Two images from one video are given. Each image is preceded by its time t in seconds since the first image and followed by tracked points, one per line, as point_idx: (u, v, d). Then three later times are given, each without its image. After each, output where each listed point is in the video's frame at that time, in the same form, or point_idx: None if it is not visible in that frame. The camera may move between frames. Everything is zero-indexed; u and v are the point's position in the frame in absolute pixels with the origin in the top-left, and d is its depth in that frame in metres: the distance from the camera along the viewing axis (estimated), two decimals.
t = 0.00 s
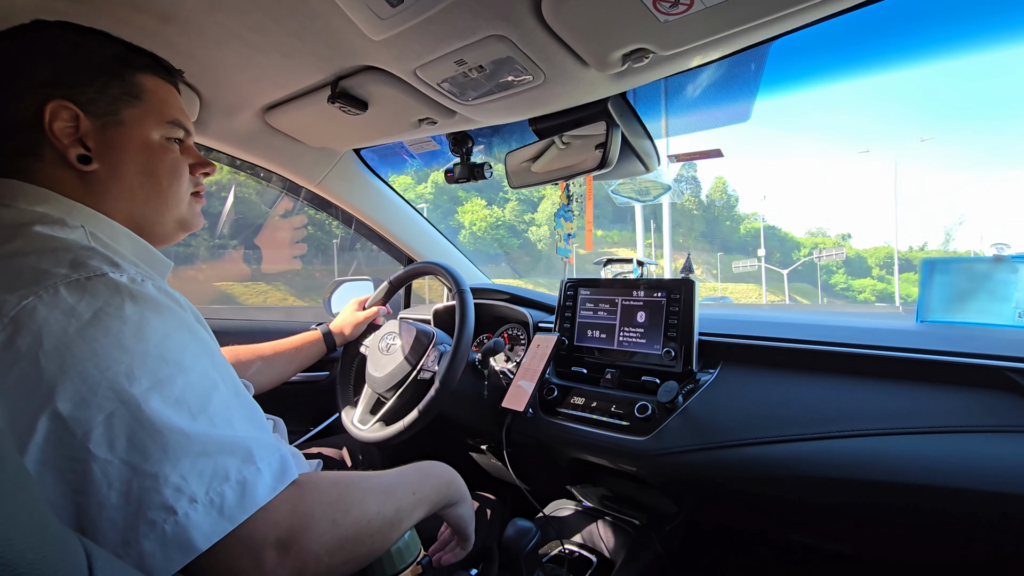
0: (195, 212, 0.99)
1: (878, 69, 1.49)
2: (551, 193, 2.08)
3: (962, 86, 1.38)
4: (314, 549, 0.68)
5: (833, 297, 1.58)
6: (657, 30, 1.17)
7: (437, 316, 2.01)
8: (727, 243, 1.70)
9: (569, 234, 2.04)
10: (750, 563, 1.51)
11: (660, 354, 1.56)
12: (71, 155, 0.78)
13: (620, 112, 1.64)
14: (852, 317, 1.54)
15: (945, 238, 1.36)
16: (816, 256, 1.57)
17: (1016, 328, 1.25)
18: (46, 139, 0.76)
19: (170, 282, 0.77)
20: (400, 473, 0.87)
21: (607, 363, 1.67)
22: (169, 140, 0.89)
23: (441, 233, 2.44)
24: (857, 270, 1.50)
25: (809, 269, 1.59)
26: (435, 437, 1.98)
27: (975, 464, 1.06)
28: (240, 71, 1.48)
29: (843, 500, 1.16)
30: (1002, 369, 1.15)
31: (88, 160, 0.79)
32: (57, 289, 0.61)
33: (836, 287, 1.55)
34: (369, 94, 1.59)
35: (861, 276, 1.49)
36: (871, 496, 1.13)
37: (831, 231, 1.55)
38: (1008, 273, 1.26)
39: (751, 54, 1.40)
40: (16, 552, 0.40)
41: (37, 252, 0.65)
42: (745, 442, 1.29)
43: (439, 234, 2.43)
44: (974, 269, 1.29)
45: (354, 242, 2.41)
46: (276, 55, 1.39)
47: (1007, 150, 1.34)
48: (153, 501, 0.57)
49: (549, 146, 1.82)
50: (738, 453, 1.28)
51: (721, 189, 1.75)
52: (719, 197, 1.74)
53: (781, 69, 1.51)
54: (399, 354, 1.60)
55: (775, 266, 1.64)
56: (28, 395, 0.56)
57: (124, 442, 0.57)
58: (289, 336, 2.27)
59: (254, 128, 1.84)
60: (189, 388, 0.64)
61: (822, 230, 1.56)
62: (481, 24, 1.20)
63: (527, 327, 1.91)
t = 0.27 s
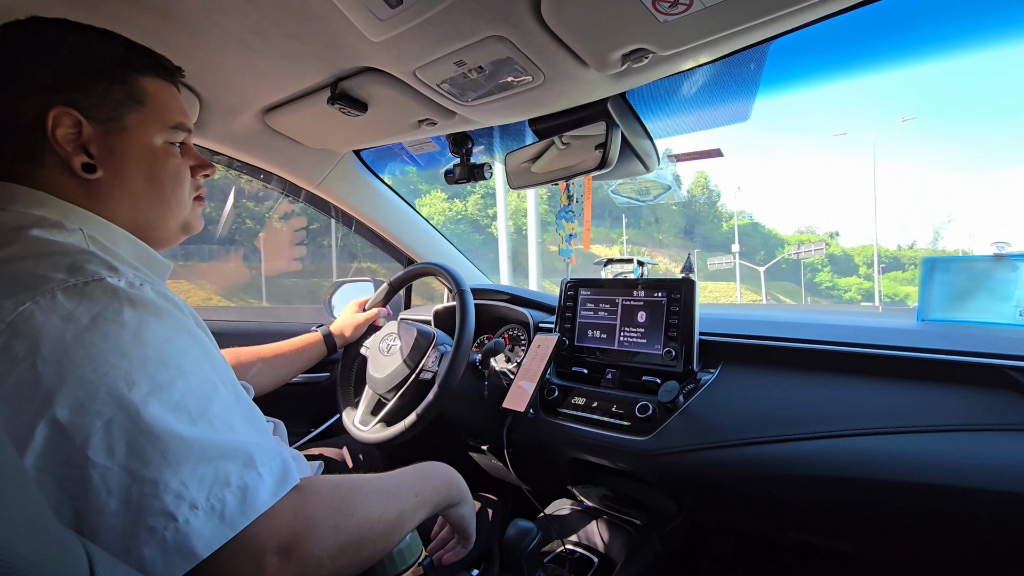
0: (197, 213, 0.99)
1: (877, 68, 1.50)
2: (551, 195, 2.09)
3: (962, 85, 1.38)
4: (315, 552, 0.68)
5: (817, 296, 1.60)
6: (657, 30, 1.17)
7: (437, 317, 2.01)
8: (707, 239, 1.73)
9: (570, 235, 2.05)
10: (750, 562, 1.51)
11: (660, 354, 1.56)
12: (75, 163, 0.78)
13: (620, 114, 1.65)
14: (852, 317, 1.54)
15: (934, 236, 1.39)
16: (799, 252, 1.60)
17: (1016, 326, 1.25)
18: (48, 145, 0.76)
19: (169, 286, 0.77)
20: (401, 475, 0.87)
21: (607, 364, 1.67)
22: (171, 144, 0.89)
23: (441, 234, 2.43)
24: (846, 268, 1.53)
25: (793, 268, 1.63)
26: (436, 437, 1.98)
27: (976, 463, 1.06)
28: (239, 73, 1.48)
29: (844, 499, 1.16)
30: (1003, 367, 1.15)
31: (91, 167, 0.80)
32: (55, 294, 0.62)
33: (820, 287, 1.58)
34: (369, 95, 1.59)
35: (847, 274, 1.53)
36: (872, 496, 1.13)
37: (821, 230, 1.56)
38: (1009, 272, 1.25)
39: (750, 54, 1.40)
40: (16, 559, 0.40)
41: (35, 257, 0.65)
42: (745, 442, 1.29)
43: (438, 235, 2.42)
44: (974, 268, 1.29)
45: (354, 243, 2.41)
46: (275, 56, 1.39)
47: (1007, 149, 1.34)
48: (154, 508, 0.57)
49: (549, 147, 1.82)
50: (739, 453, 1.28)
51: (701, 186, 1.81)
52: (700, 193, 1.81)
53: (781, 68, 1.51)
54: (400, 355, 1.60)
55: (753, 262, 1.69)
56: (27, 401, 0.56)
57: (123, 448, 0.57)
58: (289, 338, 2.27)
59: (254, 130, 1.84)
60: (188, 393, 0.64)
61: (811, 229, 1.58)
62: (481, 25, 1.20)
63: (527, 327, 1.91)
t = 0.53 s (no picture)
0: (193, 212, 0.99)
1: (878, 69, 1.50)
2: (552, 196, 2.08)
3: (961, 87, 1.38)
4: (314, 554, 0.68)
5: (801, 295, 1.62)
6: (656, 31, 1.17)
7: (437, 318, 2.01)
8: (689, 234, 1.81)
9: (568, 236, 2.01)
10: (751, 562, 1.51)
11: (660, 355, 1.56)
12: (65, 164, 0.79)
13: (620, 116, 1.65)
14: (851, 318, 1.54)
15: (923, 234, 1.39)
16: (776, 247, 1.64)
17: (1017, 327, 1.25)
18: (36, 147, 0.77)
19: (169, 288, 0.77)
20: (400, 476, 0.87)
21: (607, 365, 1.67)
22: (162, 142, 0.89)
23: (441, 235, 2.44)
24: (833, 266, 1.53)
25: (775, 265, 1.64)
26: (436, 439, 1.98)
27: (976, 464, 1.05)
28: (239, 76, 1.48)
29: (845, 501, 1.16)
30: (1003, 368, 1.15)
31: (81, 168, 0.80)
32: (55, 296, 0.62)
33: (805, 284, 1.59)
34: (369, 97, 1.59)
35: (832, 272, 1.53)
36: (872, 497, 1.13)
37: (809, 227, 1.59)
38: (1009, 272, 1.24)
39: (750, 56, 1.40)
40: (17, 558, 0.40)
41: (33, 259, 0.65)
42: (746, 443, 1.29)
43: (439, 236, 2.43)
44: (975, 269, 1.29)
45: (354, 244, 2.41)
46: (275, 59, 1.39)
47: (1007, 150, 1.34)
48: (153, 509, 0.57)
49: (549, 148, 1.83)
50: (739, 454, 1.28)
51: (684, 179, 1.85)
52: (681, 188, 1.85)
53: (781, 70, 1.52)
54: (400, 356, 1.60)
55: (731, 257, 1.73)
56: (27, 403, 0.56)
57: (123, 449, 0.57)
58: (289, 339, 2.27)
59: (254, 132, 1.84)
60: (188, 394, 0.64)
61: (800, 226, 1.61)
62: (480, 27, 1.20)
63: (527, 328, 1.91)
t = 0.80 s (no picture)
0: (190, 220, 0.99)
1: (877, 69, 1.50)
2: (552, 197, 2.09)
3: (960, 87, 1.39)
4: (314, 555, 0.68)
5: (787, 294, 1.65)
6: (656, 33, 1.17)
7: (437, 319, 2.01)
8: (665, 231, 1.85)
9: (569, 237, 2.05)
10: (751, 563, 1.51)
11: (660, 356, 1.55)
12: (74, 165, 0.79)
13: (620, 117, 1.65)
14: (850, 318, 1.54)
15: (911, 232, 1.42)
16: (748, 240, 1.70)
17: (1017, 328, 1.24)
18: (46, 148, 0.77)
19: (169, 288, 0.77)
20: (400, 477, 0.87)
21: (607, 366, 1.67)
22: (169, 147, 0.89)
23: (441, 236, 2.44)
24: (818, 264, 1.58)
25: (758, 263, 1.68)
26: (436, 440, 1.98)
27: (976, 465, 1.05)
28: (240, 77, 1.48)
29: (845, 502, 1.16)
30: (1002, 369, 1.15)
31: (89, 169, 0.80)
32: (55, 296, 0.62)
33: (788, 281, 1.63)
34: (369, 98, 1.59)
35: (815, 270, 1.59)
36: (872, 498, 1.13)
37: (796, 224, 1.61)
38: (1008, 273, 1.24)
39: (750, 57, 1.40)
40: (16, 558, 0.40)
41: (34, 259, 0.65)
42: (746, 444, 1.29)
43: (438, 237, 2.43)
44: (974, 270, 1.28)
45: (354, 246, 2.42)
46: (275, 60, 1.39)
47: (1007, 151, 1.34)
48: (153, 509, 0.57)
49: (549, 149, 1.83)
50: (739, 455, 1.28)
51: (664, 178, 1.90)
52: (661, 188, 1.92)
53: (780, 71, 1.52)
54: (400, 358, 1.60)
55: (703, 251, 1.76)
56: (26, 403, 0.56)
57: (122, 449, 0.57)
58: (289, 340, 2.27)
59: (255, 133, 1.84)
60: (187, 394, 0.64)
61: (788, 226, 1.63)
62: (480, 29, 1.20)
63: (527, 329, 1.91)
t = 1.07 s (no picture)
0: (190, 223, 0.99)
1: (878, 66, 1.48)
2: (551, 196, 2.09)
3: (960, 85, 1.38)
4: (315, 554, 0.68)
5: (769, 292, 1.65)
6: (656, 30, 1.17)
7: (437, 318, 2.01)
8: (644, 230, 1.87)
9: (569, 235, 2.03)
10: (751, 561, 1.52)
11: (660, 355, 1.56)
12: (76, 165, 0.78)
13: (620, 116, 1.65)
14: (850, 317, 1.54)
15: (900, 230, 1.42)
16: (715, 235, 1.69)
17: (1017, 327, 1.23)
18: (49, 148, 0.76)
19: (168, 287, 0.77)
20: (400, 476, 0.87)
21: (607, 364, 1.67)
22: (172, 148, 0.89)
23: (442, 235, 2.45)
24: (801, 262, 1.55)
25: (737, 261, 1.68)
26: (436, 439, 1.98)
27: (976, 464, 1.05)
28: (239, 75, 1.48)
29: (844, 501, 1.16)
30: (1002, 368, 1.15)
31: (92, 170, 0.80)
32: (53, 295, 0.61)
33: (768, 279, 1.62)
34: (369, 96, 1.59)
35: (801, 269, 1.55)
36: (871, 497, 1.13)
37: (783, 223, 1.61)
38: (1009, 271, 1.22)
39: (750, 55, 1.40)
40: (15, 559, 0.40)
41: (32, 258, 0.65)
42: (746, 442, 1.29)
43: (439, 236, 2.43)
44: (974, 269, 1.27)
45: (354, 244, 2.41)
46: (275, 57, 1.39)
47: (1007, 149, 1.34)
48: (152, 509, 0.57)
49: (549, 147, 1.83)
50: (738, 454, 1.28)
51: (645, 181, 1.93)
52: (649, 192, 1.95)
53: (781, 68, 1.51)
54: (400, 356, 1.60)
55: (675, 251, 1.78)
56: (25, 403, 0.55)
57: (121, 449, 0.57)
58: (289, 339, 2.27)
59: (254, 131, 1.84)
60: (186, 394, 0.64)
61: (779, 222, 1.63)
62: (480, 26, 1.20)
63: (527, 328, 1.91)
